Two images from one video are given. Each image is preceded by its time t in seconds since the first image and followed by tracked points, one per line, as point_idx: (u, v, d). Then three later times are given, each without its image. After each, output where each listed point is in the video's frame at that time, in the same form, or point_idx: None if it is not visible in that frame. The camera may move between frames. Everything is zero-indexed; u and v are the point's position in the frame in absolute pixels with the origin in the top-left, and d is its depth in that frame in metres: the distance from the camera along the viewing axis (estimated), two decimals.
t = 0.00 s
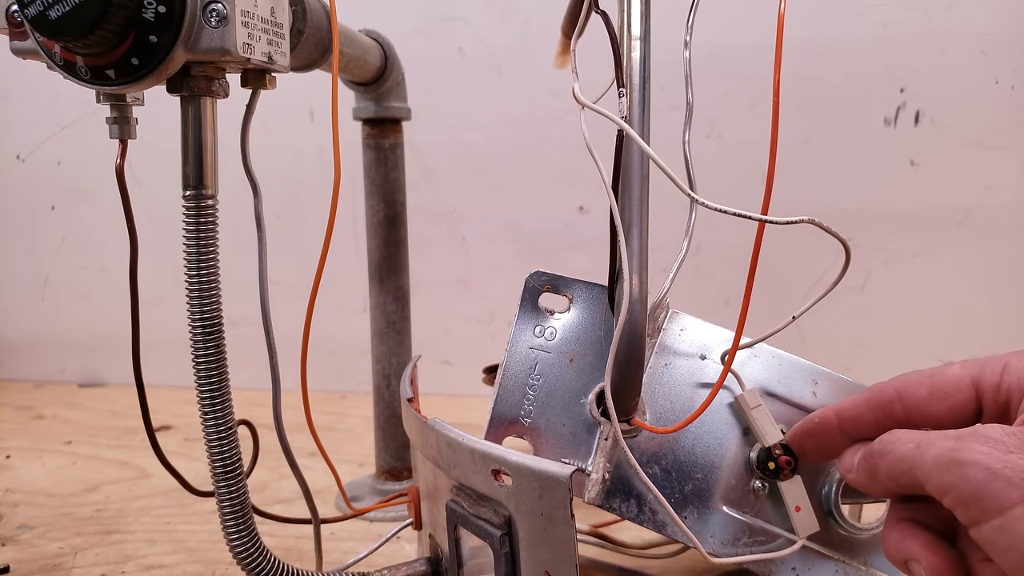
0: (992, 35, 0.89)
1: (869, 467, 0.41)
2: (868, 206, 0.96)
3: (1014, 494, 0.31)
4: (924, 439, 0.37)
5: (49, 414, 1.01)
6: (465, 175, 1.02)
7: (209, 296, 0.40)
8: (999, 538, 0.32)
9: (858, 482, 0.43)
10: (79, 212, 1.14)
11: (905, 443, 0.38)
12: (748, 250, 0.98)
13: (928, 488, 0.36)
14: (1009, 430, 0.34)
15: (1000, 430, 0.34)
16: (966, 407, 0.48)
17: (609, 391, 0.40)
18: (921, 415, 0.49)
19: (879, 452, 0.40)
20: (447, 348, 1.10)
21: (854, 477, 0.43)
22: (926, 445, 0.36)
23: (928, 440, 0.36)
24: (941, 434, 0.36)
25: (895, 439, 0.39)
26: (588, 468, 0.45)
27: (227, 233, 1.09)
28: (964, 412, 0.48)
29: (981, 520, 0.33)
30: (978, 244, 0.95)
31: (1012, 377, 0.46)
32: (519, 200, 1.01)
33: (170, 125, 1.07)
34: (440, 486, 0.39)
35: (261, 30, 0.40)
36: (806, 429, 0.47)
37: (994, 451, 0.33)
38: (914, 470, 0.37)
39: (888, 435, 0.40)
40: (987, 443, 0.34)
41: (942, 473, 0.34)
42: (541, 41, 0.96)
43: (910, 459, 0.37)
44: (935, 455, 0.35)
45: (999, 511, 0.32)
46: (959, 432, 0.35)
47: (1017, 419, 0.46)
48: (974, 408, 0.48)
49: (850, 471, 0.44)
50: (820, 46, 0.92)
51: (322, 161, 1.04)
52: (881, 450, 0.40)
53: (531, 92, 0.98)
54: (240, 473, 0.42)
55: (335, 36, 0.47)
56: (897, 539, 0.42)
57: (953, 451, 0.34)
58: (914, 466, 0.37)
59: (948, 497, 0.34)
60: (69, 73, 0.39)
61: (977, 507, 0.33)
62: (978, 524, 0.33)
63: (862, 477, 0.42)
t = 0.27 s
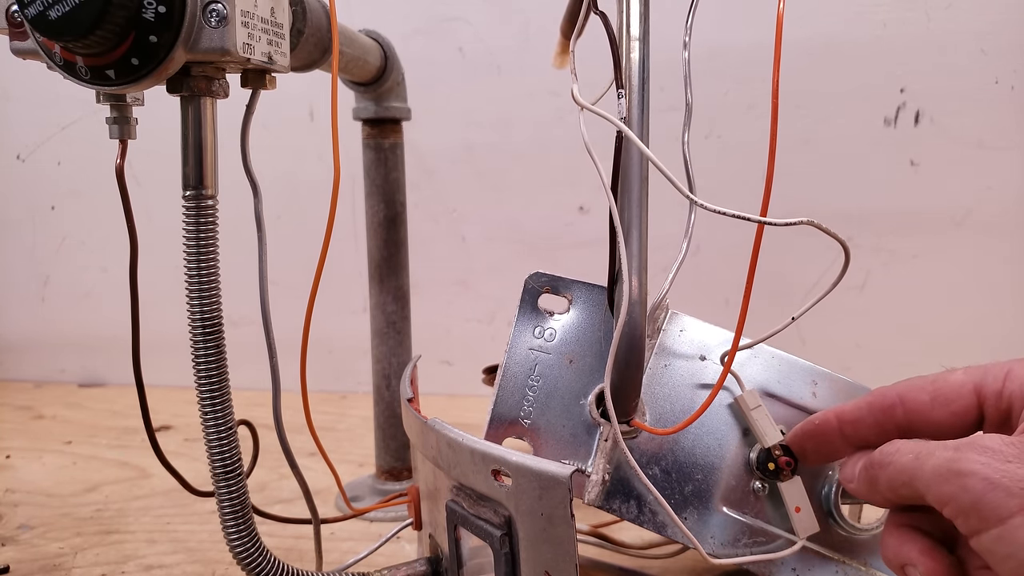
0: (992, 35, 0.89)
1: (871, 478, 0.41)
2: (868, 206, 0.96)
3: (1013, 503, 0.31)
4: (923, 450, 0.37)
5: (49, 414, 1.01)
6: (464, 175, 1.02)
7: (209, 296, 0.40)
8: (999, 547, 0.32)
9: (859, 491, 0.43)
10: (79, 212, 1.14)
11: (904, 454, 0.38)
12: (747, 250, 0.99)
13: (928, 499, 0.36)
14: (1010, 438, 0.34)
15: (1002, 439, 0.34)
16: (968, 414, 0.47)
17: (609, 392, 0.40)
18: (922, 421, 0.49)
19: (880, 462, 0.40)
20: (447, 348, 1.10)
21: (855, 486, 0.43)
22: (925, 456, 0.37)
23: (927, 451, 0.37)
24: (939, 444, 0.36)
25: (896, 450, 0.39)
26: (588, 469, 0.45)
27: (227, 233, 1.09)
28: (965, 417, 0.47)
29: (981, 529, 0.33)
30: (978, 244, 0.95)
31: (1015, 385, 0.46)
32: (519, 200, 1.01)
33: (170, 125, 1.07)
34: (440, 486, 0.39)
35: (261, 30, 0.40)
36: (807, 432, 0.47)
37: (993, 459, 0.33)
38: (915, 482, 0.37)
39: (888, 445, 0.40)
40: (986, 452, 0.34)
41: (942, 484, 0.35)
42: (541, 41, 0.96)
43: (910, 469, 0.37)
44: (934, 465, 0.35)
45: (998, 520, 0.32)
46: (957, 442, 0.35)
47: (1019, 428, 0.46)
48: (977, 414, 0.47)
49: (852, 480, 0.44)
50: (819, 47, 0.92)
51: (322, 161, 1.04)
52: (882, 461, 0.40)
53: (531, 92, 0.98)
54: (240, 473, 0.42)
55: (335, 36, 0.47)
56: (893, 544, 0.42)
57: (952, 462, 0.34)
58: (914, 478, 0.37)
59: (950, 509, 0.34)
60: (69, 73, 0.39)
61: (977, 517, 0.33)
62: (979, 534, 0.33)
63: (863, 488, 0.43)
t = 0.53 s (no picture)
0: (991, 35, 0.89)
1: (864, 498, 0.41)
2: (867, 206, 0.96)
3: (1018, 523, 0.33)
4: (916, 469, 0.38)
5: (49, 414, 1.01)
6: (464, 175, 1.02)
7: (209, 296, 0.40)
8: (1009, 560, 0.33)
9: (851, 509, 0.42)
10: (79, 212, 1.14)
11: (898, 475, 0.39)
12: (747, 250, 0.99)
13: (934, 519, 0.37)
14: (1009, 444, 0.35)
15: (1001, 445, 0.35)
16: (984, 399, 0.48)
17: (609, 393, 0.40)
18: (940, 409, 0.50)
19: (872, 481, 0.40)
20: (447, 349, 1.10)
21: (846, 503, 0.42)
22: (922, 477, 0.37)
23: (923, 472, 0.37)
24: (933, 462, 0.37)
25: (885, 464, 0.40)
26: (588, 470, 0.44)
27: (226, 233, 1.09)
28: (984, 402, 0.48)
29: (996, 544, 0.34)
30: (978, 244, 0.95)
31: None
32: (519, 200, 1.01)
33: (169, 125, 1.07)
34: (440, 486, 0.39)
35: (261, 30, 0.40)
36: (822, 430, 0.48)
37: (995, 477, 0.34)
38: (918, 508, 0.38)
39: (875, 461, 0.41)
40: (985, 472, 0.34)
41: (946, 508, 0.36)
42: (541, 41, 0.96)
43: (910, 492, 0.38)
44: (935, 488, 0.36)
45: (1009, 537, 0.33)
46: (950, 460, 0.36)
47: None
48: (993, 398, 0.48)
49: (840, 498, 0.43)
50: (819, 47, 0.92)
51: (322, 161, 1.04)
52: (871, 477, 0.40)
53: (531, 92, 0.98)
54: (240, 473, 0.42)
55: (335, 36, 0.47)
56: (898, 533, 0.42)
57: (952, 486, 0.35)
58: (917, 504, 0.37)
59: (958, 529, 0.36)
60: (69, 73, 0.39)
61: (988, 536, 0.34)
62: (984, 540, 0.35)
63: (856, 506, 0.41)
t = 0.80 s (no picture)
0: (992, 35, 0.89)
1: (847, 489, 0.41)
2: (868, 206, 0.96)
3: (995, 513, 0.32)
4: (900, 461, 0.37)
5: (49, 414, 1.01)
6: (464, 175, 1.02)
7: (209, 296, 0.40)
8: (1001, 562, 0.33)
9: (835, 500, 0.43)
10: (79, 212, 1.14)
11: (882, 466, 0.39)
12: (748, 250, 0.98)
13: (913, 510, 0.37)
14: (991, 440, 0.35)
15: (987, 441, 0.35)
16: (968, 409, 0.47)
17: (609, 395, 0.40)
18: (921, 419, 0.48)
19: (856, 473, 0.40)
20: (447, 349, 1.10)
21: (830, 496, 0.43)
22: (904, 469, 0.37)
23: (906, 463, 0.37)
24: (917, 455, 0.37)
25: (870, 459, 0.40)
26: (588, 472, 0.45)
27: (227, 233, 1.09)
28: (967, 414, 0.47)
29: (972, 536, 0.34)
30: (978, 244, 0.96)
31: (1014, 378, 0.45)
32: (519, 200, 1.01)
33: (170, 125, 1.07)
34: (441, 486, 0.39)
35: (261, 30, 0.40)
36: (806, 437, 0.46)
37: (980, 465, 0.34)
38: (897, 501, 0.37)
39: (860, 454, 0.41)
40: (968, 462, 0.34)
41: (926, 498, 0.35)
42: (541, 42, 0.96)
43: (891, 482, 0.38)
44: (916, 478, 0.36)
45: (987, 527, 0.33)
46: (935, 451, 0.36)
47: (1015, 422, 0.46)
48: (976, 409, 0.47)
49: (824, 489, 0.43)
50: (819, 47, 0.92)
51: (323, 161, 1.04)
52: (856, 470, 0.40)
53: (531, 92, 0.98)
54: (240, 473, 0.42)
55: (335, 36, 0.47)
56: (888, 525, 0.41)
57: (933, 477, 0.35)
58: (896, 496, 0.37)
59: (933, 520, 0.35)
60: (69, 73, 0.39)
61: (966, 528, 0.34)
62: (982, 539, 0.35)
63: (838, 497, 0.42)
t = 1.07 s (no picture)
0: (992, 35, 0.89)
1: (858, 468, 0.42)
2: (867, 206, 0.96)
3: (1007, 471, 0.34)
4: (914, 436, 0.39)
5: (49, 414, 1.01)
6: (464, 175, 1.02)
7: (209, 296, 0.40)
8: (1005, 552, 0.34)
9: (841, 480, 0.43)
10: (79, 212, 1.14)
11: (896, 442, 0.40)
12: (747, 251, 0.99)
13: (921, 479, 0.38)
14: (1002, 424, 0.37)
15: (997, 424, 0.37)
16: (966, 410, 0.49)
17: (609, 395, 0.40)
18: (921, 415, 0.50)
19: (869, 451, 0.41)
20: (447, 349, 1.10)
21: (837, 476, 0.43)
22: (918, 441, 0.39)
23: (921, 437, 0.38)
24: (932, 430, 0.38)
25: (885, 440, 0.41)
26: (588, 472, 0.45)
27: (227, 233, 1.09)
28: (963, 413, 0.49)
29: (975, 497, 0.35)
30: (977, 244, 0.96)
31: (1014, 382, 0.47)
32: (519, 200, 1.01)
33: (169, 125, 1.07)
34: (440, 486, 0.39)
35: (261, 30, 0.40)
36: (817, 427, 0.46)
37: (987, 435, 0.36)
38: (908, 468, 0.38)
39: (875, 438, 0.42)
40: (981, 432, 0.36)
41: (936, 460, 0.37)
42: (541, 42, 0.96)
43: (903, 454, 0.39)
44: (929, 446, 0.37)
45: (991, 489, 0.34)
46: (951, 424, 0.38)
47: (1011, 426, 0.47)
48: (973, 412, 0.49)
49: (831, 468, 0.43)
50: (819, 47, 0.92)
51: (322, 161, 1.04)
52: (868, 450, 0.41)
53: (531, 92, 0.98)
54: (240, 473, 0.42)
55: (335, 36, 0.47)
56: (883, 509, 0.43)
57: (948, 440, 0.37)
58: (907, 462, 0.38)
59: (943, 483, 0.37)
60: (69, 73, 0.39)
61: (969, 489, 0.35)
62: (984, 537, 0.35)
63: (847, 477, 0.43)
